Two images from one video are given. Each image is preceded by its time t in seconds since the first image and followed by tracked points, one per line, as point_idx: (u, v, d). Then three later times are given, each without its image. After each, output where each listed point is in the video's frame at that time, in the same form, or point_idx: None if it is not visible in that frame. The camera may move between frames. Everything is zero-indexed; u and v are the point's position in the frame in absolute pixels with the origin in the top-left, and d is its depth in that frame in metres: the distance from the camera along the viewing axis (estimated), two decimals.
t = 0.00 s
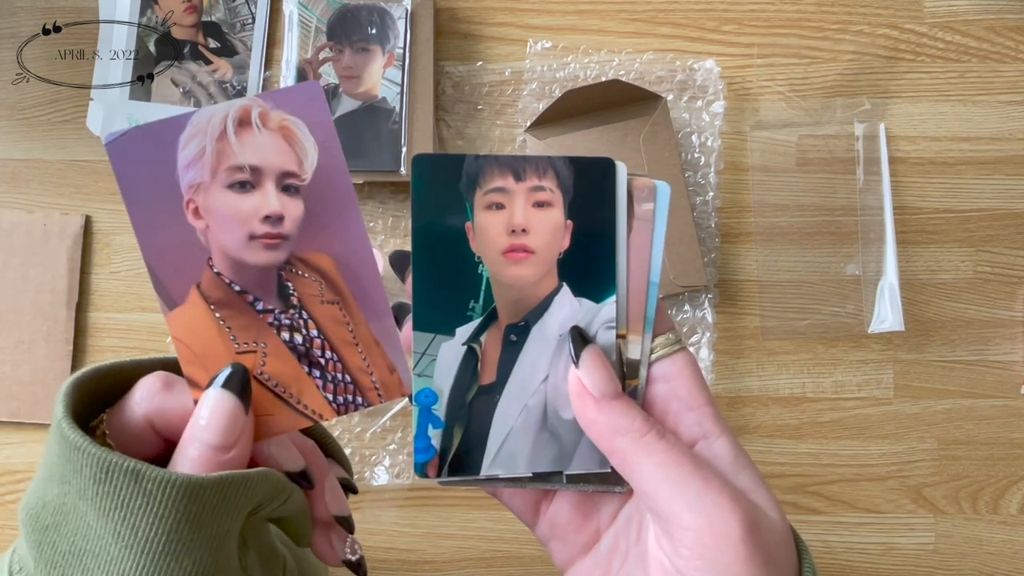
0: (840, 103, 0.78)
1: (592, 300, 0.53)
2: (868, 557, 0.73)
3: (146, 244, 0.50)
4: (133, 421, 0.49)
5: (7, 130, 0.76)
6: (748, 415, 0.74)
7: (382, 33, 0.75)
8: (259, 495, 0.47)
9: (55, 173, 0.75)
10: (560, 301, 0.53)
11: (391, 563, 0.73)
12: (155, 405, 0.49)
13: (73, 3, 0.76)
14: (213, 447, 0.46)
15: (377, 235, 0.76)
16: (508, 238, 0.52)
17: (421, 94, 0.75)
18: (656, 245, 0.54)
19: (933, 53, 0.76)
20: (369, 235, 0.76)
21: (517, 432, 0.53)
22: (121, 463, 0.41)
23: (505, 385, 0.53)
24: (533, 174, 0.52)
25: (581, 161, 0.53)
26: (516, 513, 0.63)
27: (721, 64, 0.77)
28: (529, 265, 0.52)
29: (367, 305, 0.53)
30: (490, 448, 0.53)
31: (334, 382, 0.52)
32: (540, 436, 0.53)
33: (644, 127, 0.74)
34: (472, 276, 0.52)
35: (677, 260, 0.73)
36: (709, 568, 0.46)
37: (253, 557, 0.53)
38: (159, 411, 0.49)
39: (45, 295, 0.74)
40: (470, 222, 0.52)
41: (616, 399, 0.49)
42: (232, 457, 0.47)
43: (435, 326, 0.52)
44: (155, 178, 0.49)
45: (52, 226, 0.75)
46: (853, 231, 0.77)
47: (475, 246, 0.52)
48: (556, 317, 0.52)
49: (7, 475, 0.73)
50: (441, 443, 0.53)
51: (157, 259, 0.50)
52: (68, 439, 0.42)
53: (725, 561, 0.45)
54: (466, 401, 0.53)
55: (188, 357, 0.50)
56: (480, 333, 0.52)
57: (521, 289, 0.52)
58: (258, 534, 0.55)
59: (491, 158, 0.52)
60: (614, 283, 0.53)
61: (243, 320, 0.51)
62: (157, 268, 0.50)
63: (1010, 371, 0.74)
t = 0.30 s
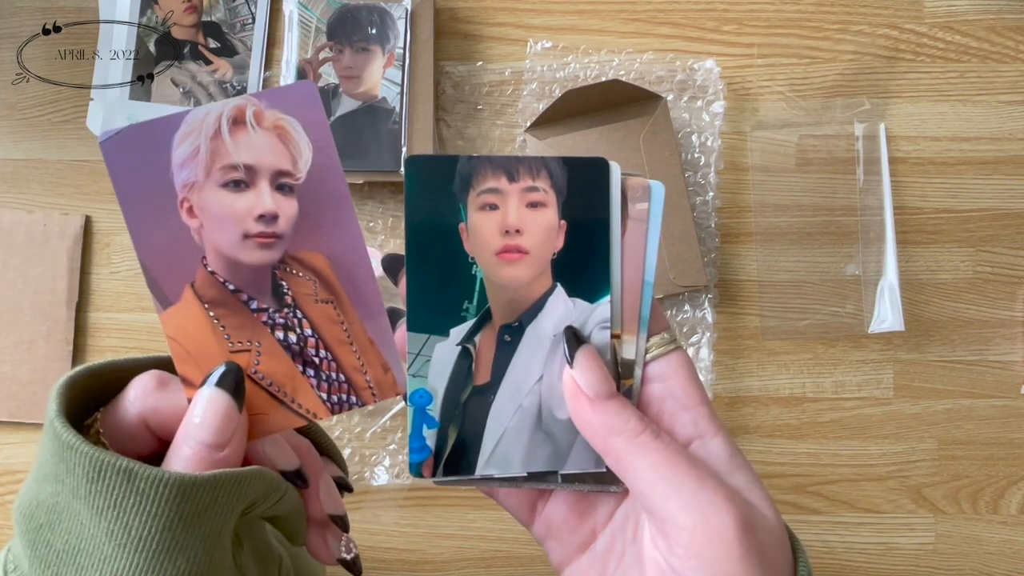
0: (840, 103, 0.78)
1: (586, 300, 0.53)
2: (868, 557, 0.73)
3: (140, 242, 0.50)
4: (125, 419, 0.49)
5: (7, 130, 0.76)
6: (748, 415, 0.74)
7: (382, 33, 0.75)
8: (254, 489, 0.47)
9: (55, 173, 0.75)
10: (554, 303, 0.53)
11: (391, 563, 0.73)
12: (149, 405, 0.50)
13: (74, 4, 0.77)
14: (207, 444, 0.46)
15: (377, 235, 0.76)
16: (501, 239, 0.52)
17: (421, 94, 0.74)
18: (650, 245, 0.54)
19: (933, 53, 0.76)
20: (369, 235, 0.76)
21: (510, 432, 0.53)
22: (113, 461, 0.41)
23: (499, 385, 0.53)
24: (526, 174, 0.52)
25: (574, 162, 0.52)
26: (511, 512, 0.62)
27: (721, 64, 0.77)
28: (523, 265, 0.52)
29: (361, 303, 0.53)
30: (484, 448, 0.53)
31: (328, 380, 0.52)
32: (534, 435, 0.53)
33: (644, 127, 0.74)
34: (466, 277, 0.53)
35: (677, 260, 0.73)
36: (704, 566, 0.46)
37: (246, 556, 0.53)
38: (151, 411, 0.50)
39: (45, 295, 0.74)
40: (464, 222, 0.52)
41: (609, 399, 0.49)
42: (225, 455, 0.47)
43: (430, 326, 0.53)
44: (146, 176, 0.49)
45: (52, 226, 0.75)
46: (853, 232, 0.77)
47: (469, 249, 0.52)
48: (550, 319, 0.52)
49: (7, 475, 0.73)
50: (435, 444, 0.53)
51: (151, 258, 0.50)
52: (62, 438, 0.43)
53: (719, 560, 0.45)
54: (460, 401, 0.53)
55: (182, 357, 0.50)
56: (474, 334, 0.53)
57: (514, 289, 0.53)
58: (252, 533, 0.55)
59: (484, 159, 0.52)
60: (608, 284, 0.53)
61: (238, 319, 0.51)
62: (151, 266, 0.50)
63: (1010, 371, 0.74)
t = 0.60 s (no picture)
0: (840, 103, 0.77)
1: (599, 266, 0.54)
2: (868, 557, 0.73)
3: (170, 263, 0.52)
4: (146, 410, 0.48)
5: (7, 130, 0.76)
6: (748, 415, 0.74)
7: (382, 33, 0.75)
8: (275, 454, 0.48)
9: (56, 173, 0.75)
10: (575, 267, 0.54)
11: (391, 563, 0.73)
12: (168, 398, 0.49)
13: (73, 3, 0.76)
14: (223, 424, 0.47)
15: (377, 235, 0.76)
16: (531, 211, 0.53)
17: (421, 94, 0.75)
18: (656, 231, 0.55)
19: (933, 53, 0.76)
20: (369, 235, 0.76)
21: (533, 374, 0.53)
22: (150, 429, 0.42)
23: (526, 333, 0.53)
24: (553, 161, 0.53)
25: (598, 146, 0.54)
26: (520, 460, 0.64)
27: (721, 64, 0.77)
28: (550, 238, 0.53)
29: (350, 324, 0.57)
30: (508, 389, 0.54)
31: (318, 385, 0.55)
32: (554, 380, 0.53)
33: (644, 127, 0.74)
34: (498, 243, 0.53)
35: (677, 260, 0.73)
36: (679, 494, 0.44)
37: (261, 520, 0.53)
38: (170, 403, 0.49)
39: (45, 295, 0.74)
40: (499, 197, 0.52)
41: (615, 345, 0.50)
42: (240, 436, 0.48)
43: (467, 283, 0.52)
44: (178, 210, 0.52)
45: (52, 226, 0.75)
46: (853, 232, 0.77)
47: (502, 216, 0.52)
48: (571, 279, 0.53)
49: (7, 475, 0.73)
50: (469, 381, 0.53)
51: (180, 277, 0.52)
52: (102, 416, 0.43)
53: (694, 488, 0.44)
54: (492, 345, 0.53)
55: (198, 360, 0.51)
56: (506, 289, 0.53)
57: (542, 255, 0.53)
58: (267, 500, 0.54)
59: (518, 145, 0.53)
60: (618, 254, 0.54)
61: (248, 329, 0.53)
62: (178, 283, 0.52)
63: (1010, 371, 0.74)
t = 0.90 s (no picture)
0: (840, 103, 0.77)
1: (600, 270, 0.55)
2: (868, 557, 0.73)
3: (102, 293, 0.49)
4: (115, 435, 0.48)
5: (7, 130, 0.76)
6: (748, 415, 0.74)
7: (382, 33, 0.75)
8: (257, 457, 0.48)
9: (55, 173, 0.75)
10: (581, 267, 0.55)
11: (391, 563, 0.73)
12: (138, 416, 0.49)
13: (74, 4, 0.76)
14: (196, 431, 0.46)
15: (377, 235, 0.76)
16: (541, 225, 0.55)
17: (421, 94, 0.75)
18: (651, 240, 0.56)
19: (933, 53, 0.76)
20: (369, 235, 0.76)
21: (548, 364, 0.55)
22: (132, 457, 0.43)
23: (542, 327, 0.55)
24: (558, 182, 0.55)
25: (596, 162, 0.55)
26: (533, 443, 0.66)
27: (721, 64, 0.77)
28: (558, 251, 0.55)
29: (302, 304, 0.54)
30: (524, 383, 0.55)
31: (280, 366, 0.53)
32: (567, 369, 0.55)
33: (644, 127, 0.74)
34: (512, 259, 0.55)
35: (677, 260, 0.73)
36: (667, 455, 0.48)
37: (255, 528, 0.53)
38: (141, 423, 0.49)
39: (45, 295, 0.74)
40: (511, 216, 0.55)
41: (615, 327, 0.54)
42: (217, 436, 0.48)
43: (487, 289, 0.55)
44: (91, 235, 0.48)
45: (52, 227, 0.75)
46: (853, 231, 0.77)
47: (514, 232, 0.55)
48: (579, 276, 0.55)
49: (7, 475, 0.73)
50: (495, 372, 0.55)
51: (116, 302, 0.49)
52: (78, 452, 0.44)
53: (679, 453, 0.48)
54: (511, 339, 0.55)
55: (153, 372, 0.50)
56: (521, 291, 0.55)
57: (551, 264, 0.55)
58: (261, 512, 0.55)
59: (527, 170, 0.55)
60: (615, 258, 0.55)
61: (196, 329, 0.51)
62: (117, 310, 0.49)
63: (1010, 371, 0.74)
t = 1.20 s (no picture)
0: (840, 103, 0.77)
1: (678, 282, 0.58)
2: (867, 557, 0.73)
3: None
4: None
5: (6, 130, 0.76)
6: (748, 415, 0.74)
7: (382, 33, 0.74)
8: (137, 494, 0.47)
9: (55, 173, 0.75)
10: (654, 281, 0.58)
11: (391, 563, 0.73)
12: None
13: (74, 3, 0.76)
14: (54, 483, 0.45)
15: (377, 235, 0.76)
16: (614, 228, 0.57)
17: (421, 94, 0.75)
18: (743, 252, 0.59)
19: (933, 53, 0.76)
20: (369, 235, 0.76)
21: (611, 385, 0.58)
22: None
23: (605, 343, 0.58)
24: (638, 177, 0.58)
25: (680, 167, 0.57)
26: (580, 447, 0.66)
27: (721, 64, 0.77)
28: (630, 252, 0.58)
29: (149, 317, 0.52)
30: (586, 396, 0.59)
31: (146, 392, 0.52)
32: (630, 389, 0.58)
33: (644, 127, 0.73)
34: (582, 257, 0.58)
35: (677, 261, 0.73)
36: (714, 510, 0.50)
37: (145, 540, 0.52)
38: None
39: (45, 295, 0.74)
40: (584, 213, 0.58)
41: (685, 358, 0.55)
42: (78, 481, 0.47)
43: (551, 295, 0.58)
44: None
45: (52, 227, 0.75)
46: (853, 231, 0.77)
47: (586, 230, 0.58)
48: (649, 294, 0.58)
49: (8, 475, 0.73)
50: (549, 389, 0.59)
51: None
52: None
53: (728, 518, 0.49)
54: (571, 355, 0.58)
55: None
56: (586, 301, 0.58)
57: (622, 270, 0.58)
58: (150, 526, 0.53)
59: (604, 162, 0.58)
60: (697, 271, 0.58)
61: (31, 373, 0.48)
62: None
63: (1010, 371, 0.74)
